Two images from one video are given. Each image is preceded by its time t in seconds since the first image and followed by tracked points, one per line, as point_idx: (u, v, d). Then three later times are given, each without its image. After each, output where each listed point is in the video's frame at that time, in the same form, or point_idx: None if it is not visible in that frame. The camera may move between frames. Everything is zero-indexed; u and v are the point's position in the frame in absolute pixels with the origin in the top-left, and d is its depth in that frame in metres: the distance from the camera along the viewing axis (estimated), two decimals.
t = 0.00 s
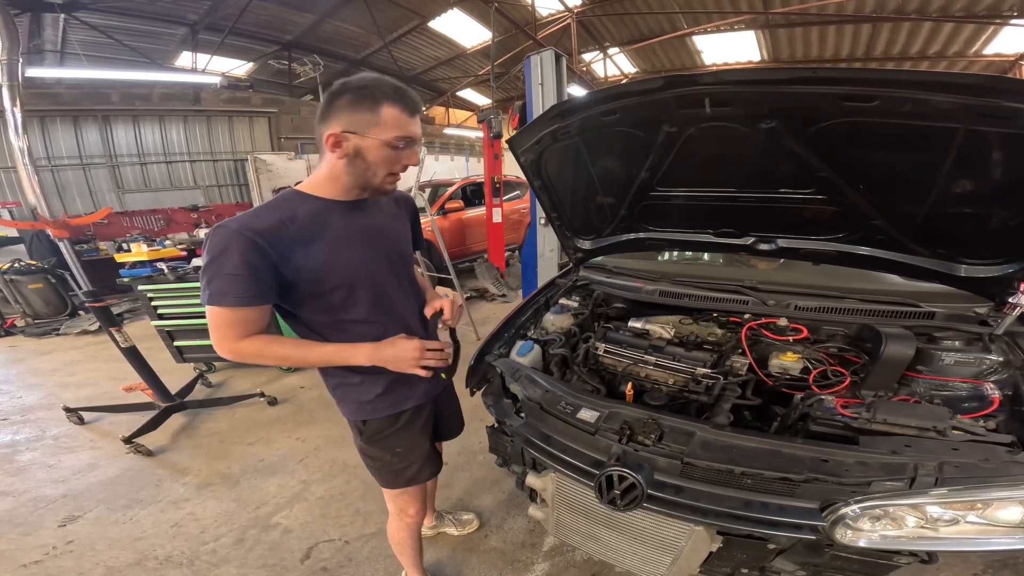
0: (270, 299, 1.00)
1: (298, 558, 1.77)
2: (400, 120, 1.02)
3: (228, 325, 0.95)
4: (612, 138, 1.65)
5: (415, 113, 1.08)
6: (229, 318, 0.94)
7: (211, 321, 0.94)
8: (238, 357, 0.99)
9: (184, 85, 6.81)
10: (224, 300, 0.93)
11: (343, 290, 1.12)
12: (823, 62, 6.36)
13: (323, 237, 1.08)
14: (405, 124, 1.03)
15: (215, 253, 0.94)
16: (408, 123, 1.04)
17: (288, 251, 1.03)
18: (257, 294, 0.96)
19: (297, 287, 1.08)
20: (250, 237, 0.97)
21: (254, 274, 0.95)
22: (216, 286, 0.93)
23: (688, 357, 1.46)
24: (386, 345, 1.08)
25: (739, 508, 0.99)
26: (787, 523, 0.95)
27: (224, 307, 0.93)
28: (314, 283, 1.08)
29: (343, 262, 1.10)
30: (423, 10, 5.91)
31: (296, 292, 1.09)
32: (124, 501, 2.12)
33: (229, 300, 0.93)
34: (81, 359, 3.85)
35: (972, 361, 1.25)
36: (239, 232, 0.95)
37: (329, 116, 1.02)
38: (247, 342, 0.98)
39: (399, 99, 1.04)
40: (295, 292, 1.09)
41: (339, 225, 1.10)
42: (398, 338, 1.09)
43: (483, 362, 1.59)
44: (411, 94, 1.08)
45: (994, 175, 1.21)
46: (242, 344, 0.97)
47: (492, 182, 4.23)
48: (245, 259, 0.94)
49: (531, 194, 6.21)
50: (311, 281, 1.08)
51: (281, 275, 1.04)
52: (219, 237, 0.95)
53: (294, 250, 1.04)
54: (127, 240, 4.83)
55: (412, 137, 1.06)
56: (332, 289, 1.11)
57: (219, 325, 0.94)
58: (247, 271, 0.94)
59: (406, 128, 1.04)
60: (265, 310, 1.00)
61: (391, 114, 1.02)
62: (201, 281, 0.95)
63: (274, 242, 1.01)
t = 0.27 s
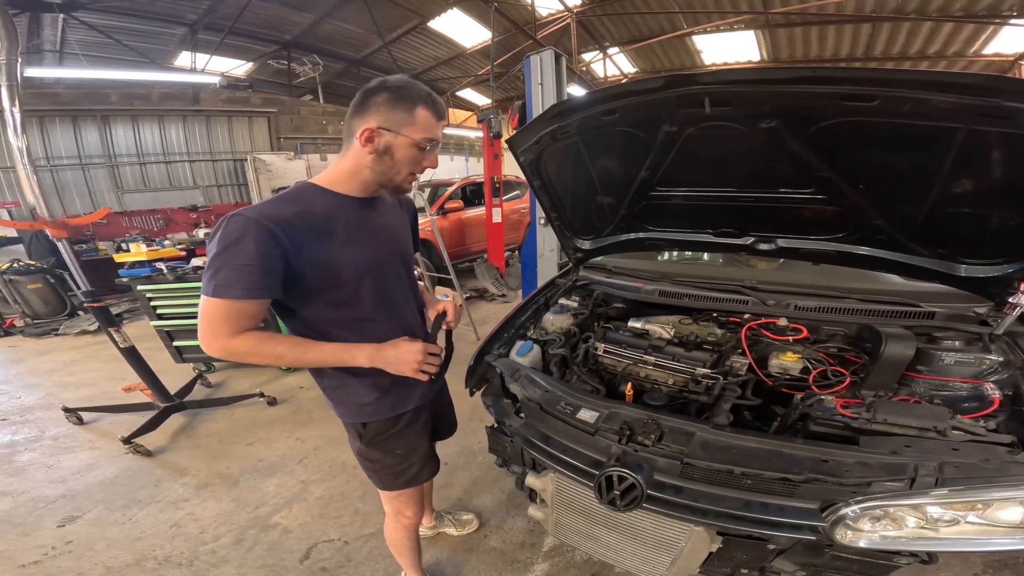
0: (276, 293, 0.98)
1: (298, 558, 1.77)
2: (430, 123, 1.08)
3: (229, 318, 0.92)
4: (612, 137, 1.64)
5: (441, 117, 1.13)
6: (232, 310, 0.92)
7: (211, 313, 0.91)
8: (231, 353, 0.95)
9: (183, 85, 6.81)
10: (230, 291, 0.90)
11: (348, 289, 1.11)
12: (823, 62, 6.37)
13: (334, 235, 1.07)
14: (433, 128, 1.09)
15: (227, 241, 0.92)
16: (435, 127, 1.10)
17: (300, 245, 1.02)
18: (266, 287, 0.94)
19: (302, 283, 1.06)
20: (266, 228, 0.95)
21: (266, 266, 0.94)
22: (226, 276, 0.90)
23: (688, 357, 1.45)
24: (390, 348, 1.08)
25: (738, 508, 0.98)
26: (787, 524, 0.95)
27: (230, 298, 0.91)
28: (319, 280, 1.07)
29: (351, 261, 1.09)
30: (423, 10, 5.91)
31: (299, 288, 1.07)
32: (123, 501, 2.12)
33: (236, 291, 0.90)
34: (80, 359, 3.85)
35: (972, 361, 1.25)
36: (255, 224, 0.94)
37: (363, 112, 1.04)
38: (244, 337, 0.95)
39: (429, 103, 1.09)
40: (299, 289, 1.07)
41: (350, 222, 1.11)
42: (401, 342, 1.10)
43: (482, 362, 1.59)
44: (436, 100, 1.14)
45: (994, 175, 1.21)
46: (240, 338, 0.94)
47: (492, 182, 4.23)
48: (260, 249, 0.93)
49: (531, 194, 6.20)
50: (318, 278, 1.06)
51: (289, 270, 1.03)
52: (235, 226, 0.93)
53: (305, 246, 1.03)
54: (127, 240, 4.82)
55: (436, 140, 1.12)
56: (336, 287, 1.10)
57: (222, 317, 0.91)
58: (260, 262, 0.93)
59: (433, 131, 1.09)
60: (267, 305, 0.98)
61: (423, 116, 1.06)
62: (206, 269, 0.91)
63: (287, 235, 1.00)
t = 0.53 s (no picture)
0: (274, 285, 0.96)
1: (297, 558, 1.77)
2: (439, 122, 1.09)
3: (221, 308, 0.90)
4: (611, 137, 1.64)
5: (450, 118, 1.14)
6: (226, 299, 0.90)
7: (204, 300, 0.89)
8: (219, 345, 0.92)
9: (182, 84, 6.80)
10: (226, 278, 0.89)
11: (347, 288, 1.10)
12: (823, 62, 6.36)
13: (338, 231, 1.07)
14: (442, 127, 1.10)
15: (232, 227, 0.92)
16: (444, 126, 1.11)
17: (302, 239, 1.02)
18: (263, 278, 0.92)
19: (301, 278, 1.05)
20: (271, 218, 0.96)
21: (267, 257, 0.93)
22: (225, 263, 0.90)
23: (688, 356, 1.45)
24: (383, 352, 1.06)
25: (739, 508, 0.98)
26: (787, 524, 0.94)
27: (226, 285, 0.89)
28: (319, 276, 1.06)
29: (351, 259, 1.09)
30: (422, 9, 5.90)
31: (298, 283, 1.06)
32: (122, 501, 2.11)
33: (232, 279, 0.89)
34: (79, 359, 3.84)
35: (972, 361, 1.24)
36: (262, 213, 0.94)
37: (376, 110, 1.06)
38: (233, 329, 0.92)
39: (439, 102, 1.10)
40: (297, 283, 1.06)
41: (356, 219, 1.10)
42: (394, 347, 1.07)
43: (481, 362, 1.58)
44: (447, 102, 1.15)
45: (994, 174, 1.21)
46: (231, 330, 0.91)
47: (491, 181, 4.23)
48: (263, 238, 0.92)
49: (531, 193, 6.20)
50: (318, 274, 1.06)
51: (290, 263, 1.02)
52: (241, 213, 0.94)
53: (307, 240, 1.02)
54: (126, 239, 4.81)
55: (445, 139, 1.12)
56: (334, 285, 1.09)
57: (215, 304, 0.90)
58: (261, 252, 0.92)
59: (441, 129, 1.10)
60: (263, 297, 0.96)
61: (432, 115, 1.08)
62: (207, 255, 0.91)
63: (292, 227, 1.00)
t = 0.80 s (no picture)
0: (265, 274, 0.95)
1: (296, 558, 1.76)
2: (423, 110, 1.05)
3: (209, 290, 0.90)
4: (611, 135, 1.64)
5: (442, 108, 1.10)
6: (214, 281, 0.90)
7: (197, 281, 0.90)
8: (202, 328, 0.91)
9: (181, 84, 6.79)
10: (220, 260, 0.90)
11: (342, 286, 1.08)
12: (823, 61, 6.36)
13: (339, 227, 1.06)
14: (428, 115, 1.05)
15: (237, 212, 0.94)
16: (430, 114, 1.06)
17: (301, 231, 1.02)
18: (253, 264, 0.92)
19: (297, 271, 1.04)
20: (273, 207, 0.97)
21: (260, 244, 0.93)
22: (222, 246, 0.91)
23: (687, 356, 1.45)
24: (361, 354, 1.02)
25: (739, 508, 0.98)
26: (787, 524, 0.94)
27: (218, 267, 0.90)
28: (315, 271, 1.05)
29: (348, 256, 1.07)
30: (422, 8, 5.89)
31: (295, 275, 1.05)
32: (121, 501, 2.11)
33: (224, 261, 0.90)
34: (77, 359, 3.83)
35: (972, 360, 1.24)
36: (266, 201, 0.96)
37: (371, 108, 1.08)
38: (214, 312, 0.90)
39: (428, 93, 1.07)
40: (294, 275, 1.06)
41: (359, 217, 1.09)
42: (372, 352, 1.03)
43: (480, 362, 1.58)
44: (443, 97, 1.12)
45: (994, 174, 1.21)
46: (215, 316, 0.89)
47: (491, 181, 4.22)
48: (259, 225, 0.93)
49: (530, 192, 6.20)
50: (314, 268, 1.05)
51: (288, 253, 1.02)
52: (248, 199, 0.96)
53: (307, 233, 1.02)
54: (124, 239, 4.80)
55: (433, 127, 1.07)
56: (329, 282, 1.08)
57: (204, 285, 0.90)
58: (255, 238, 0.92)
59: (425, 116, 1.05)
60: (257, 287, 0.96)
61: (414, 102, 1.04)
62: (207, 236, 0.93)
63: (293, 219, 1.00)
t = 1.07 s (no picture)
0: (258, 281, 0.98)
1: (295, 558, 1.76)
2: (403, 111, 1.03)
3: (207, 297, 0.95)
4: (610, 135, 1.63)
5: (425, 109, 1.07)
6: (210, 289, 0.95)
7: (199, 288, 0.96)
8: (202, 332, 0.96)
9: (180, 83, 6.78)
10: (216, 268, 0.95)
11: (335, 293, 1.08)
12: (823, 60, 6.35)
13: (330, 234, 1.06)
14: (408, 115, 1.03)
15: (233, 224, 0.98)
16: (411, 114, 1.04)
17: (295, 239, 1.03)
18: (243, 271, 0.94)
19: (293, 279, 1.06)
20: (265, 217, 1.00)
21: (252, 252, 0.96)
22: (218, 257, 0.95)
23: (687, 355, 1.45)
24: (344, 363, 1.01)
25: (738, 508, 0.97)
26: (786, 524, 0.94)
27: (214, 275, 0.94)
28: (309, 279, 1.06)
29: (338, 263, 1.06)
30: (421, 8, 5.88)
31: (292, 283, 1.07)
32: (120, 501, 2.10)
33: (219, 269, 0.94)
34: (76, 359, 3.82)
35: (972, 360, 1.24)
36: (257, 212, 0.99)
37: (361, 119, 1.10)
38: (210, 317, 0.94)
39: (409, 94, 1.05)
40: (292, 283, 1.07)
41: (352, 224, 1.09)
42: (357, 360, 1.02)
43: (480, 361, 1.58)
44: (430, 99, 1.10)
45: (994, 173, 1.21)
46: (228, 319, 0.94)
47: (491, 180, 4.22)
48: (250, 234, 0.96)
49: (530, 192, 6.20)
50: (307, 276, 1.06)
51: (282, 261, 1.04)
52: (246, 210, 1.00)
53: (300, 242, 1.04)
54: (124, 239, 4.80)
55: (416, 127, 1.05)
56: (323, 290, 1.08)
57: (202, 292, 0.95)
58: (246, 247, 0.95)
59: (404, 117, 1.03)
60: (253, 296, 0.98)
61: (394, 104, 1.03)
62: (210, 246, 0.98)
63: (286, 228, 1.02)
